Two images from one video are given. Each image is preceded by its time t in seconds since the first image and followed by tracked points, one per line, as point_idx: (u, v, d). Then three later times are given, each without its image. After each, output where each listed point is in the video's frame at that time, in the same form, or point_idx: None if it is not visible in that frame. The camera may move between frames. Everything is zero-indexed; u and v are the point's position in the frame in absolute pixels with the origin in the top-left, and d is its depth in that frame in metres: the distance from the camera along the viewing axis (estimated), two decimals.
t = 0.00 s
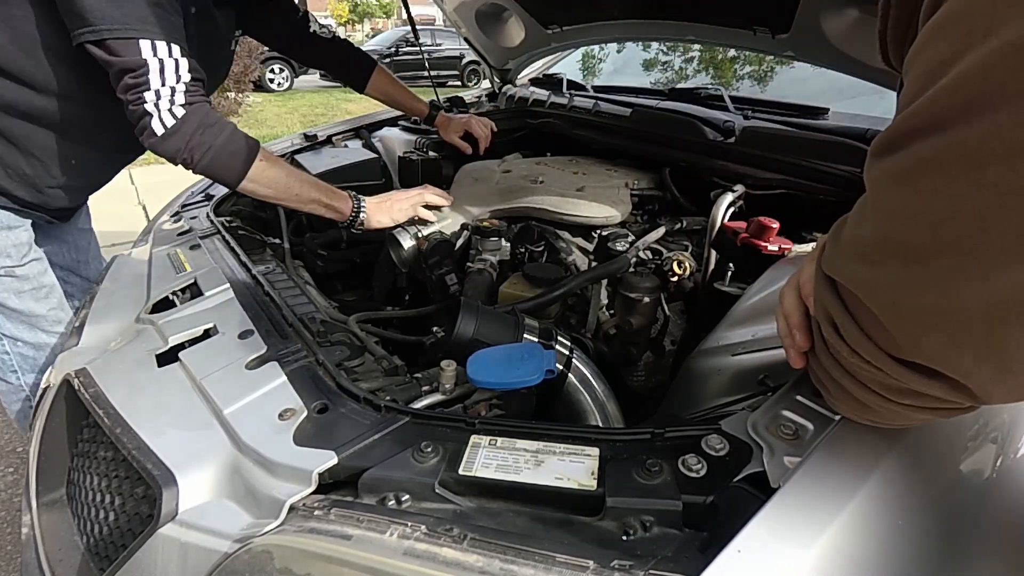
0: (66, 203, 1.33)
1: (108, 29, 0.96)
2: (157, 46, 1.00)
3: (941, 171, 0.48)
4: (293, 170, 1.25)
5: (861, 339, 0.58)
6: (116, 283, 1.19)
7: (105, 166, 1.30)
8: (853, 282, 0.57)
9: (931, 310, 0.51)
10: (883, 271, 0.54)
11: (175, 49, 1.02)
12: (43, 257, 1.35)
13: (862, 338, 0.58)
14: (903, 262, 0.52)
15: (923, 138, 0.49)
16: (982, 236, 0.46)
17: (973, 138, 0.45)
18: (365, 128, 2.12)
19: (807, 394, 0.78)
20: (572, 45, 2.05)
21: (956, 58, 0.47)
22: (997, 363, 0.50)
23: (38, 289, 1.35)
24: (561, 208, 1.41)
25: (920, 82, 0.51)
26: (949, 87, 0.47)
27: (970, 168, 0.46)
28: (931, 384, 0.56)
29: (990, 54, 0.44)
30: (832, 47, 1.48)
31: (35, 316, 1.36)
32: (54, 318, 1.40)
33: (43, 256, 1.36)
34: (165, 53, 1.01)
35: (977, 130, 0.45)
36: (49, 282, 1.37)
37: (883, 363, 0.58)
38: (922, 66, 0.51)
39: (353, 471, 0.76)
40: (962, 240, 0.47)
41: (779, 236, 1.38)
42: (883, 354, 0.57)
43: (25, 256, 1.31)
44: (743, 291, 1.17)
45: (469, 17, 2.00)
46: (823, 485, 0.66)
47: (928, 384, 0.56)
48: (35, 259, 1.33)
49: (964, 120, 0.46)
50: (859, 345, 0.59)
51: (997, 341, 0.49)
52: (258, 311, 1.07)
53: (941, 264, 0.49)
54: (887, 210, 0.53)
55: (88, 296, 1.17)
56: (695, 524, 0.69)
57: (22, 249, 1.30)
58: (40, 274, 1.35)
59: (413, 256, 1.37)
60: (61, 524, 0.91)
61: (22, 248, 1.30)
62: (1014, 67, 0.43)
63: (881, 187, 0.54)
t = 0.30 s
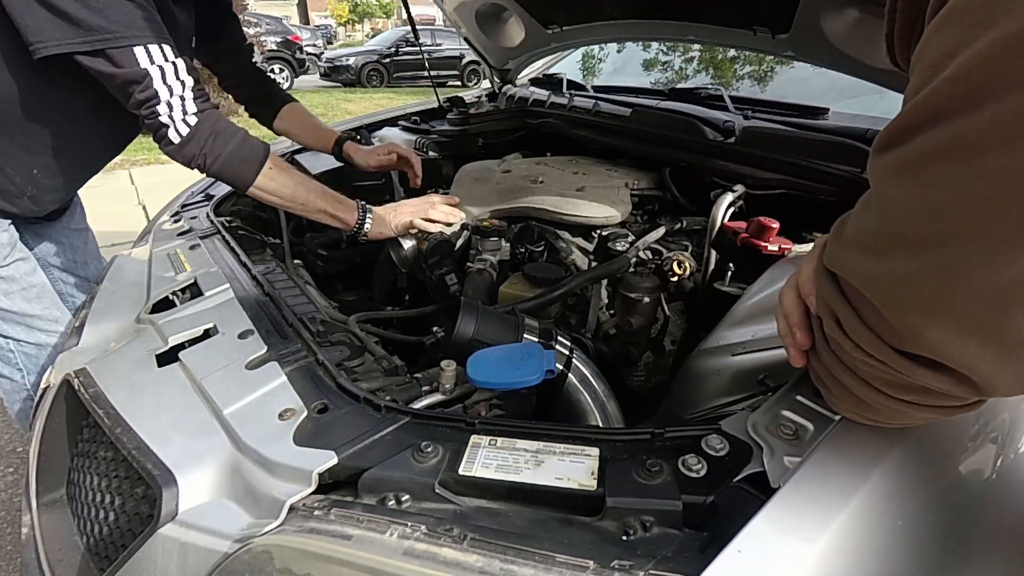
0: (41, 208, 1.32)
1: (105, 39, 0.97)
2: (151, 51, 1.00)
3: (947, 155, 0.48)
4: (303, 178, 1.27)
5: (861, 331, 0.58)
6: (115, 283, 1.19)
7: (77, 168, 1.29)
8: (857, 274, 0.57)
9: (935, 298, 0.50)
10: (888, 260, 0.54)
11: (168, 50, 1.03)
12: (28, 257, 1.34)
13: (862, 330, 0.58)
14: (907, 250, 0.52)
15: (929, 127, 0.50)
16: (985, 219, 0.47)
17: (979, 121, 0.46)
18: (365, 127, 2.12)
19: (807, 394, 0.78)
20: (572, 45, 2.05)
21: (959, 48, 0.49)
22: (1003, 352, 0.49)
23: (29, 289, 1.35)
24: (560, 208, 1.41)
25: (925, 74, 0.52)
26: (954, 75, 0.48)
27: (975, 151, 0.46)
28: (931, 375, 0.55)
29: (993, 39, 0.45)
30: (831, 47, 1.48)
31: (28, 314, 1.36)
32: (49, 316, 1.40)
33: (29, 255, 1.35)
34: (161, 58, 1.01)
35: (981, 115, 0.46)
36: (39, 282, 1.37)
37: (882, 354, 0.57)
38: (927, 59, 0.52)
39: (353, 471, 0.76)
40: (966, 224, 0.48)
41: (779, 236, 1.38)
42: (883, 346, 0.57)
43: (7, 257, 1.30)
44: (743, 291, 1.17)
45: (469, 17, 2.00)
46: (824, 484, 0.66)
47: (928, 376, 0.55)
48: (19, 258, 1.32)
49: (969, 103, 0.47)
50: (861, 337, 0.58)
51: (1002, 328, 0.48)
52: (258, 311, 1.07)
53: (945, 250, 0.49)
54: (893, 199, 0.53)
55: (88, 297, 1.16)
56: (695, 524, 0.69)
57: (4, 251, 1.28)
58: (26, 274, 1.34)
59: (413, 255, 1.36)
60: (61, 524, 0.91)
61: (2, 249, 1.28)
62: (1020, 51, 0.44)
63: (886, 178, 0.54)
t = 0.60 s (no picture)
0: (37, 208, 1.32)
1: (85, 20, 0.98)
2: (130, 32, 1.01)
3: (952, 152, 0.48)
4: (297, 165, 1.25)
5: (864, 329, 0.58)
6: (114, 283, 1.19)
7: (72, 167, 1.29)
8: (861, 273, 0.57)
9: (940, 295, 0.50)
10: (892, 258, 0.54)
11: (149, 34, 1.03)
12: (21, 258, 1.35)
13: (865, 329, 0.58)
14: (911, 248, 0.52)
15: (934, 125, 0.50)
16: (990, 216, 0.47)
17: (983, 119, 0.46)
18: (365, 127, 2.12)
19: (807, 394, 0.78)
20: (572, 45, 2.05)
21: (964, 46, 0.49)
22: (1006, 350, 0.49)
23: (24, 290, 1.36)
24: (560, 208, 1.41)
25: (929, 73, 0.52)
26: (958, 72, 0.48)
27: (981, 147, 0.46)
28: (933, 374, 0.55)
29: (999, 35, 0.46)
30: (831, 47, 1.48)
31: (26, 314, 1.37)
32: (47, 315, 1.40)
33: (23, 256, 1.36)
34: (141, 41, 1.02)
35: (987, 111, 0.46)
36: (34, 283, 1.37)
37: (884, 353, 0.57)
38: (932, 58, 0.52)
39: (354, 471, 0.76)
40: (972, 219, 0.48)
41: (780, 236, 1.38)
42: (885, 344, 0.57)
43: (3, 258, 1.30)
44: (743, 292, 1.17)
45: (469, 17, 2.00)
46: (825, 484, 0.66)
47: (930, 375, 0.55)
48: (14, 259, 1.33)
49: (975, 99, 0.47)
50: (863, 336, 0.58)
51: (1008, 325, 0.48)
52: (258, 311, 1.07)
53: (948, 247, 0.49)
54: (897, 196, 0.53)
55: (88, 297, 1.16)
56: (695, 524, 0.69)
57: None
58: (21, 274, 1.35)
59: (413, 256, 1.36)
60: (61, 524, 0.91)
61: None
62: None
63: (890, 176, 0.54)
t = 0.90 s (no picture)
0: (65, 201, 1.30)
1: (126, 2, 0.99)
2: (173, 14, 1.02)
3: (955, 152, 0.48)
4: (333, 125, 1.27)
5: (865, 329, 0.58)
6: (114, 283, 1.19)
7: (101, 155, 1.28)
8: (862, 273, 0.57)
9: (941, 295, 0.50)
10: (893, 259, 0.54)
11: (189, 15, 1.05)
12: (32, 256, 1.35)
13: (866, 329, 0.58)
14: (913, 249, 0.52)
15: (938, 125, 0.50)
16: (992, 217, 0.47)
17: (986, 119, 0.46)
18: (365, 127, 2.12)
19: (807, 394, 0.78)
20: (572, 45, 2.05)
21: (968, 47, 0.49)
22: (1006, 351, 0.49)
23: (31, 287, 1.36)
24: (560, 208, 1.40)
25: (933, 73, 0.52)
26: (962, 73, 0.48)
27: (983, 146, 0.46)
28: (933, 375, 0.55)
29: (1004, 34, 0.46)
30: (831, 48, 1.48)
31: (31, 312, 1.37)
32: (50, 314, 1.40)
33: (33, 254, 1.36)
34: (183, 22, 1.03)
35: (990, 111, 0.46)
36: (41, 281, 1.38)
37: (885, 353, 0.57)
38: (936, 58, 0.52)
39: (354, 471, 0.77)
40: (973, 219, 0.48)
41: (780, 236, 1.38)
42: (886, 345, 0.57)
43: (13, 256, 1.30)
44: (743, 291, 1.17)
45: (469, 17, 2.00)
46: (824, 484, 0.66)
47: (930, 375, 0.55)
48: (24, 258, 1.33)
49: (978, 100, 0.47)
50: (864, 336, 0.58)
51: (1008, 326, 0.48)
52: (258, 311, 1.07)
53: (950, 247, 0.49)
54: (899, 196, 0.53)
55: (88, 297, 1.16)
56: (695, 525, 0.68)
57: (10, 249, 1.29)
58: (29, 273, 1.35)
59: (412, 256, 1.36)
60: (61, 524, 0.91)
61: (9, 247, 1.29)
62: None
63: (893, 177, 0.54)
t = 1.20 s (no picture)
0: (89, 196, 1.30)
1: None
2: None
3: (954, 153, 0.48)
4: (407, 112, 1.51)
5: (865, 330, 0.58)
6: (115, 283, 1.19)
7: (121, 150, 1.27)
8: (861, 273, 0.57)
9: (941, 295, 0.50)
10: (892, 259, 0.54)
11: None
12: (49, 253, 1.34)
13: (866, 330, 0.58)
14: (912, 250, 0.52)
15: (937, 126, 0.50)
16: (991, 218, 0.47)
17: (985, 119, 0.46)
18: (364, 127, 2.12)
19: (807, 394, 0.79)
20: (572, 45, 2.05)
21: (968, 46, 0.49)
22: (1005, 352, 0.49)
23: (43, 285, 1.34)
24: (560, 208, 1.40)
25: (933, 72, 0.52)
26: (962, 73, 0.48)
27: (983, 147, 0.46)
28: (933, 376, 0.55)
29: (1003, 33, 0.46)
30: (831, 48, 1.48)
31: (39, 309, 1.35)
32: (58, 313, 1.38)
33: (50, 252, 1.35)
34: None
35: (990, 111, 0.46)
36: (55, 279, 1.36)
37: (884, 354, 0.57)
38: (936, 58, 0.52)
39: (354, 471, 0.77)
40: (972, 220, 0.48)
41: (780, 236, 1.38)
42: (886, 346, 0.56)
43: (31, 252, 1.29)
44: (743, 291, 1.17)
45: (469, 17, 2.00)
46: (824, 485, 0.66)
47: (930, 376, 0.55)
48: (40, 256, 1.32)
49: (977, 100, 0.47)
50: (865, 337, 0.58)
51: (1007, 327, 0.48)
52: (258, 312, 1.07)
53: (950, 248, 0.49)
54: (901, 197, 0.53)
55: (87, 297, 1.16)
56: (695, 525, 0.68)
57: (28, 245, 1.28)
58: (46, 270, 1.34)
59: (412, 257, 1.37)
60: (61, 524, 0.91)
61: (29, 243, 1.28)
62: None
63: (893, 176, 0.54)
